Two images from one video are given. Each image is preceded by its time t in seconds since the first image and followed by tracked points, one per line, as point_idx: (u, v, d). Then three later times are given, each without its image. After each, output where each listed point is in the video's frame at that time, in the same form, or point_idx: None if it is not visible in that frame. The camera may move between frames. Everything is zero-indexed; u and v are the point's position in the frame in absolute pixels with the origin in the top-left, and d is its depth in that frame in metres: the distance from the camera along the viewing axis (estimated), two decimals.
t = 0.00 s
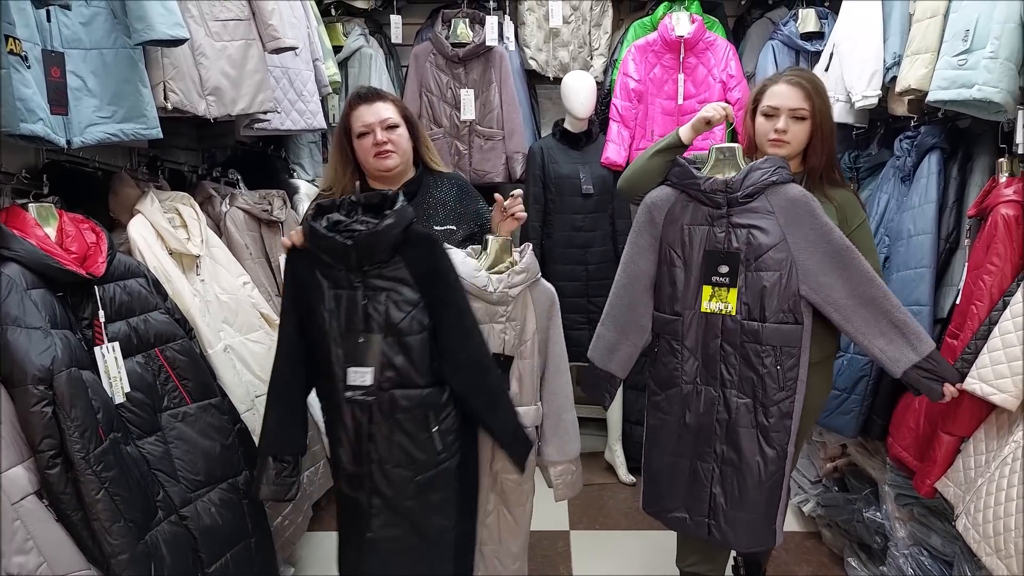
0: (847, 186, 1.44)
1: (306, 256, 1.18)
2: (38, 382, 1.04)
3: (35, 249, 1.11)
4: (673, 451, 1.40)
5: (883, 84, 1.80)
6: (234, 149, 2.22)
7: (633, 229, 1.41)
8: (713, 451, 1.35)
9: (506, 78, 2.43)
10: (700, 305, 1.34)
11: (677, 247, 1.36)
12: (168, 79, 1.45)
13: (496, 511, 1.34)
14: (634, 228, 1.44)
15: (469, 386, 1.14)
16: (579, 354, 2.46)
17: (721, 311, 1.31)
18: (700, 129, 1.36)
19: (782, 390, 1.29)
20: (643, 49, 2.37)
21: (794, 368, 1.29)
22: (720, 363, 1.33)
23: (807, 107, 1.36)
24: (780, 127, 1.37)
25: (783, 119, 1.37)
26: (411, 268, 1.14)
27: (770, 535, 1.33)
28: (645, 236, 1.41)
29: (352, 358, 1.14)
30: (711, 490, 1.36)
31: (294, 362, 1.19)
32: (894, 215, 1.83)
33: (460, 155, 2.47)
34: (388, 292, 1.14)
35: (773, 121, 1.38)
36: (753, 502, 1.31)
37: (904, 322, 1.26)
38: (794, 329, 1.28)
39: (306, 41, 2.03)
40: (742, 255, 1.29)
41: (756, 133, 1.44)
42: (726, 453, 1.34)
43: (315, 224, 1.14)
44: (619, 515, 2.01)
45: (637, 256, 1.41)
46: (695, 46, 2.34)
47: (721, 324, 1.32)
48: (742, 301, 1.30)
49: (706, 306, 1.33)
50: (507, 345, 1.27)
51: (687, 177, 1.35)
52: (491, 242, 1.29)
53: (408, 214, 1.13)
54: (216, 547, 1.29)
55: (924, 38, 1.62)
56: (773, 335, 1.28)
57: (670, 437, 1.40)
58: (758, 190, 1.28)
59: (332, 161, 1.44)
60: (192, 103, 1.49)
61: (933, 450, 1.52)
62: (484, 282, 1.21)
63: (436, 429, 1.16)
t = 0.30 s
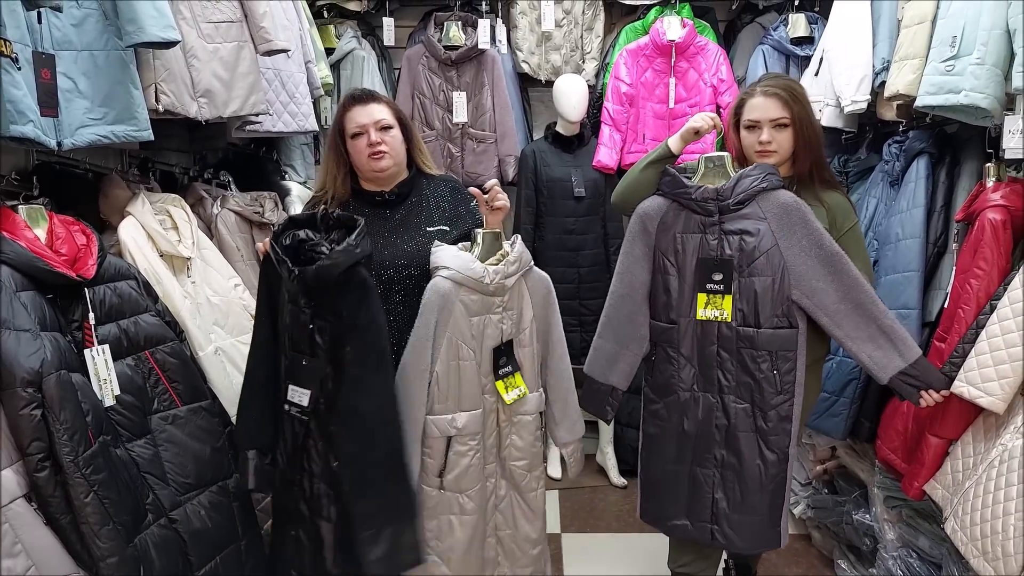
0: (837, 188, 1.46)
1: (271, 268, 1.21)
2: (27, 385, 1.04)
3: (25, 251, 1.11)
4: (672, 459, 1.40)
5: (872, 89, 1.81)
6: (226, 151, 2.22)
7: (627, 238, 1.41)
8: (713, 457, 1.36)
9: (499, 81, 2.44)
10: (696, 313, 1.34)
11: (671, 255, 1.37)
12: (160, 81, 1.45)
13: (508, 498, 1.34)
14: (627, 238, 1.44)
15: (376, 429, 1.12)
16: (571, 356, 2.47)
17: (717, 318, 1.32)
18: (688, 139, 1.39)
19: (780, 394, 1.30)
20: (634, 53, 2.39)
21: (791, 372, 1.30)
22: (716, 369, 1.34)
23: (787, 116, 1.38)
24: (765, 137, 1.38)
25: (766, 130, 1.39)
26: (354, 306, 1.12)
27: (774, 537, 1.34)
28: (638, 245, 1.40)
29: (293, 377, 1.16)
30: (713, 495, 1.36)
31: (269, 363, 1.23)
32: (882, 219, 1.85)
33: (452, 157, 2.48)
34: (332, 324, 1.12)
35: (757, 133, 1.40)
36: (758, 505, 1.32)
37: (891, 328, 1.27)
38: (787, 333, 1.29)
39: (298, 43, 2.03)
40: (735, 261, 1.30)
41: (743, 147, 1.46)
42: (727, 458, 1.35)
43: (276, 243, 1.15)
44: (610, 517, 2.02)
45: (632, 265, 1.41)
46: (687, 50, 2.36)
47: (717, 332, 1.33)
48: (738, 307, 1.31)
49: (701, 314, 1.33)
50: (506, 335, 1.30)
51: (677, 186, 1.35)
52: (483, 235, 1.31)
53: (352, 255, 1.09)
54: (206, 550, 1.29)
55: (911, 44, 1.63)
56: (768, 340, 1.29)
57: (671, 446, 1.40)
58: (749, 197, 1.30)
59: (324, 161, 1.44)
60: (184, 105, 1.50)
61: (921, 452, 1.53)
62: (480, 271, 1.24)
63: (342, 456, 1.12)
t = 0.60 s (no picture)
0: (833, 190, 1.47)
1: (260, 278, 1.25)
2: (28, 385, 1.04)
3: (26, 252, 1.12)
4: (673, 465, 1.41)
5: (869, 92, 1.82)
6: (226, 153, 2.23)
7: (624, 245, 1.42)
8: (713, 461, 1.37)
9: (497, 84, 2.45)
10: (692, 318, 1.35)
11: (668, 261, 1.37)
12: (160, 84, 1.46)
13: (519, 496, 1.38)
14: (624, 244, 1.44)
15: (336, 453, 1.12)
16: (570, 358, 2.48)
17: (715, 322, 1.33)
18: (682, 145, 1.40)
19: (779, 398, 1.31)
20: (633, 55, 2.40)
21: (788, 376, 1.31)
22: (715, 374, 1.35)
23: (781, 116, 1.39)
24: (760, 139, 1.39)
25: (760, 131, 1.40)
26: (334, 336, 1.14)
27: (775, 541, 1.35)
28: (635, 251, 1.41)
29: (290, 391, 1.20)
30: (714, 500, 1.37)
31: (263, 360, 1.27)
32: (880, 222, 1.86)
33: (450, 160, 2.49)
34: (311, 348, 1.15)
35: (751, 134, 1.41)
36: (759, 509, 1.33)
37: (887, 331, 1.28)
38: (785, 337, 1.30)
39: (297, 45, 2.03)
40: (732, 266, 1.31)
41: (738, 149, 1.47)
42: (727, 463, 1.36)
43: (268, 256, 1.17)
44: (608, 519, 2.03)
45: (628, 273, 1.41)
46: (685, 53, 2.37)
47: (714, 336, 1.34)
48: (735, 312, 1.32)
49: (698, 318, 1.35)
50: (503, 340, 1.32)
51: (673, 193, 1.36)
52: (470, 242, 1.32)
53: (337, 282, 1.11)
54: (205, 550, 1.29)
55: (909, 46, 1.64)
56: (767, 344, 1.30)
57: (671, 451, 1.41)
58: (744, 202, 1.31)
59: (323, 168, 1.45)
60: (183, 107, 1.50)
61: (918, 455, 1.54)
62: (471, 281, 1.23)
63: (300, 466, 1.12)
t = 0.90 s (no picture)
0: (839, 187, 1.47)
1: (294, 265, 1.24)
2: (43, 385, 1.07)
3: (40, 256, 1.14)
4: (679, 465, 1.41)
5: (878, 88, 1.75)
6: (234, 156, 2.25)
7: (627, 247, 1.42)
8: (719, 462, 1.37)
9: (502, 85, 2.46)
10: (695, 318, 1.36)
11: (671, 262, 1.38)
12: (169, 88, 1.47)
13: (526, 496, 1.40)
14: (627, 245, 1.45)
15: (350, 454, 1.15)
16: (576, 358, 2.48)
17: (718, 323, 1.34)
18: (685, 144, 1.41)
19: (784, 398, 1.31)
20: (638, 55, 2.42)
21: (793, 377, 1.31)
22: (720, 375, 1.36)
23: (785, 110, 1.40)
24: (764, 133, 1.40)
25: (764, 125, 1.40)
26: (372, 327, 1.14)
27: (780, 541, 1.35)
28: (638, 253, 1.41)
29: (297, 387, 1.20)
30: (719, 501, 1.38)
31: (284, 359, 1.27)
32: (889, 220, 1.86)
33: (457, 161, 2.47)
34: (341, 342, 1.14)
35: (755, 128, 1.42)
36: (766, 509, 1.33)
37: (892, 330, 1.28)
38: (789, 338, 1.30)
39: (303, 49, 2.05)
40: (735, 267, 1.32)
41: (742, 145, 1.47)
42: (732, 464, 1.36)
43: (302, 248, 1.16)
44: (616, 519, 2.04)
45: (630, 273, 1.42)
46: (690, 52, 2.35)
47: (719, 336, 1.34)
48: (739, 313, 1.32)
49: (702, 319, 1.35)
50: (496, 342, 1.31)
51: (675, 194, 1.37)
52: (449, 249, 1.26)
53: (380, 273, 1.12)
54: (218, 549, 1.31)
55: (917, 43, 1.61)
56: (772, 345, 1.30)
57: (676, 451, 1.41)
58: (747, 203, 1.32)
59: (330, 172, 1.47)
60: (192, 111, 1.52)
61: (927, 454, 1.54)
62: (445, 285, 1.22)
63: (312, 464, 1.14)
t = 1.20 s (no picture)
0: (839, 184, 1.46)
1: (344, 259, 1.18)
2: (44, 380, 1.07)
3: (42, 250, 1.14)
4: (676, 464, 1.41)
5: (881, 89, 1.81)
6: (237, 152, 2.25)
7: (626, 245, 1.42)
8: (716, 461, 1.37)
9: (506, 82, 2.46)
10: (692, 317, 1.36)
11: (670, 261, 1.38)
12: (172, 83, 1.47)
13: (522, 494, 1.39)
14: (626, 243, 1.45)
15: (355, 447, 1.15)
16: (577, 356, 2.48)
17: (714, 322, 1.34)
18: (687, 143, 1.41)
19: (780, 398, 1.31)
20: (642, 53, 2.40)
21: (790, 377, 1.31)
22: (717, 374, 1.35)
23: (783, 103, 1.40)
24: (763, 125, 1.39)
25: (763, 118, 1.40)
26: (439, 306, 1.14)
27: (776, 540, 1.34)
28: (638, 251, 1.41)
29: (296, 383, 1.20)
30: (715, 499, 1.37)
31: (320, 357, 1.20)
32: (892, 220, 1.85)
33: (458, 158, 2.49)
34: (409, 321, 1.13)
35: (754, 122, 1.42)
36: (762, 508, 1.32)
37: (891, 331, 1.27)
38: (786, 338, 1.30)
39: (307, 45, 2.05)
40: (733, 267, 1.31)
41: (742, 140, 1.47)
42: (728, 463, 1.35)
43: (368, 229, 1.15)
44: (615, 517, 2.04)
45: (629, 272, 1.42)
46: (694, 51, 2.36)
47: (716, 335, 1.34)
48: (735, 312, 1.32)
49: (699, 318, 1.35)
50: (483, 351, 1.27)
51: (675, 193, 1.37)
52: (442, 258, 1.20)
53: (454, 258, 1.13)
54: (217, 543, 1.31)
55: (922, 44, 1.62)
56: (769, 344, 1.30)
57: (673, 450, 1.41)
58: (746, 202, 1.31)
59: (334, 167, 1.47)
60: (195, 107, 1.52)
61: (927, 454, 1.54)
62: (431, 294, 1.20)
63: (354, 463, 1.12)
